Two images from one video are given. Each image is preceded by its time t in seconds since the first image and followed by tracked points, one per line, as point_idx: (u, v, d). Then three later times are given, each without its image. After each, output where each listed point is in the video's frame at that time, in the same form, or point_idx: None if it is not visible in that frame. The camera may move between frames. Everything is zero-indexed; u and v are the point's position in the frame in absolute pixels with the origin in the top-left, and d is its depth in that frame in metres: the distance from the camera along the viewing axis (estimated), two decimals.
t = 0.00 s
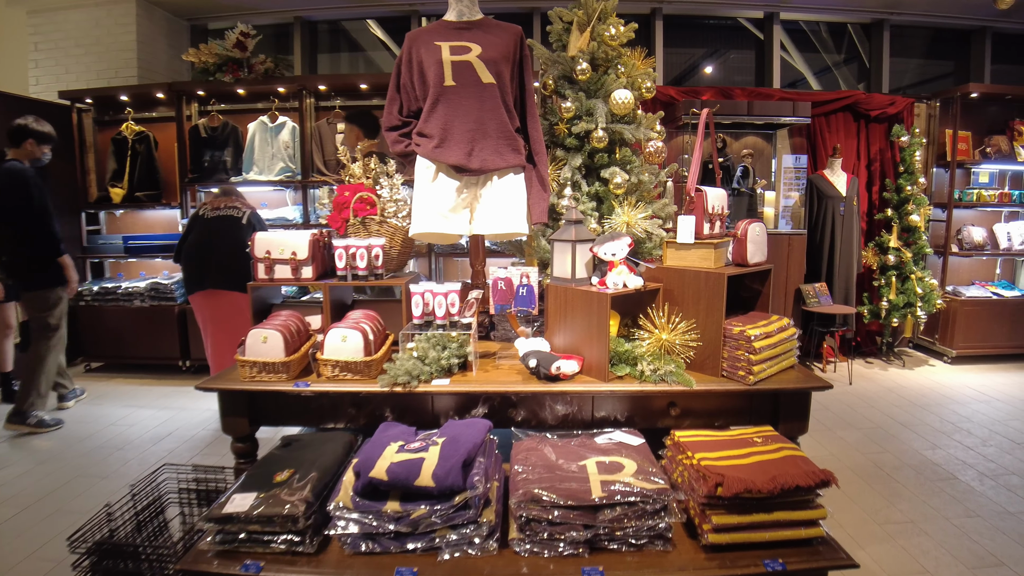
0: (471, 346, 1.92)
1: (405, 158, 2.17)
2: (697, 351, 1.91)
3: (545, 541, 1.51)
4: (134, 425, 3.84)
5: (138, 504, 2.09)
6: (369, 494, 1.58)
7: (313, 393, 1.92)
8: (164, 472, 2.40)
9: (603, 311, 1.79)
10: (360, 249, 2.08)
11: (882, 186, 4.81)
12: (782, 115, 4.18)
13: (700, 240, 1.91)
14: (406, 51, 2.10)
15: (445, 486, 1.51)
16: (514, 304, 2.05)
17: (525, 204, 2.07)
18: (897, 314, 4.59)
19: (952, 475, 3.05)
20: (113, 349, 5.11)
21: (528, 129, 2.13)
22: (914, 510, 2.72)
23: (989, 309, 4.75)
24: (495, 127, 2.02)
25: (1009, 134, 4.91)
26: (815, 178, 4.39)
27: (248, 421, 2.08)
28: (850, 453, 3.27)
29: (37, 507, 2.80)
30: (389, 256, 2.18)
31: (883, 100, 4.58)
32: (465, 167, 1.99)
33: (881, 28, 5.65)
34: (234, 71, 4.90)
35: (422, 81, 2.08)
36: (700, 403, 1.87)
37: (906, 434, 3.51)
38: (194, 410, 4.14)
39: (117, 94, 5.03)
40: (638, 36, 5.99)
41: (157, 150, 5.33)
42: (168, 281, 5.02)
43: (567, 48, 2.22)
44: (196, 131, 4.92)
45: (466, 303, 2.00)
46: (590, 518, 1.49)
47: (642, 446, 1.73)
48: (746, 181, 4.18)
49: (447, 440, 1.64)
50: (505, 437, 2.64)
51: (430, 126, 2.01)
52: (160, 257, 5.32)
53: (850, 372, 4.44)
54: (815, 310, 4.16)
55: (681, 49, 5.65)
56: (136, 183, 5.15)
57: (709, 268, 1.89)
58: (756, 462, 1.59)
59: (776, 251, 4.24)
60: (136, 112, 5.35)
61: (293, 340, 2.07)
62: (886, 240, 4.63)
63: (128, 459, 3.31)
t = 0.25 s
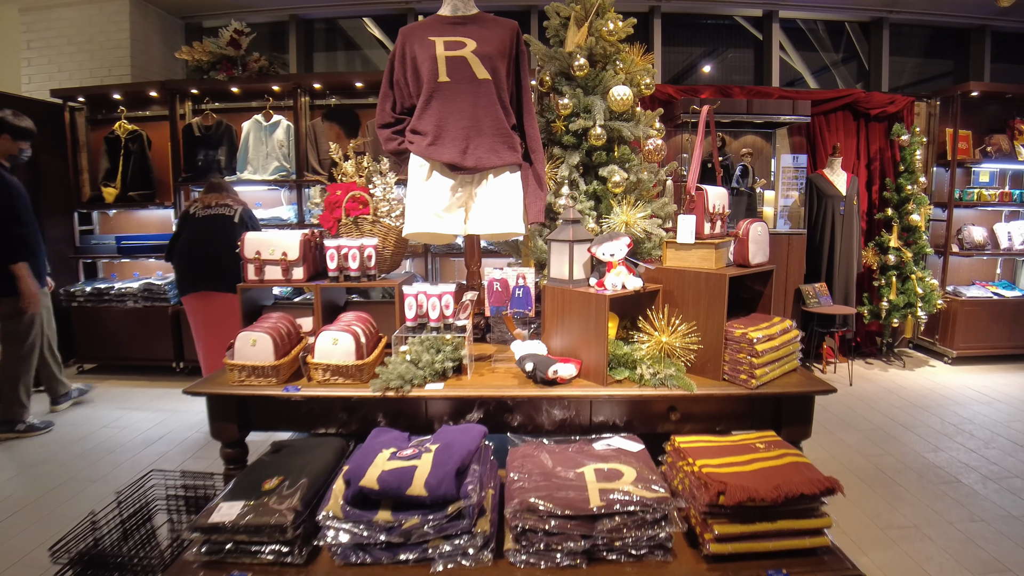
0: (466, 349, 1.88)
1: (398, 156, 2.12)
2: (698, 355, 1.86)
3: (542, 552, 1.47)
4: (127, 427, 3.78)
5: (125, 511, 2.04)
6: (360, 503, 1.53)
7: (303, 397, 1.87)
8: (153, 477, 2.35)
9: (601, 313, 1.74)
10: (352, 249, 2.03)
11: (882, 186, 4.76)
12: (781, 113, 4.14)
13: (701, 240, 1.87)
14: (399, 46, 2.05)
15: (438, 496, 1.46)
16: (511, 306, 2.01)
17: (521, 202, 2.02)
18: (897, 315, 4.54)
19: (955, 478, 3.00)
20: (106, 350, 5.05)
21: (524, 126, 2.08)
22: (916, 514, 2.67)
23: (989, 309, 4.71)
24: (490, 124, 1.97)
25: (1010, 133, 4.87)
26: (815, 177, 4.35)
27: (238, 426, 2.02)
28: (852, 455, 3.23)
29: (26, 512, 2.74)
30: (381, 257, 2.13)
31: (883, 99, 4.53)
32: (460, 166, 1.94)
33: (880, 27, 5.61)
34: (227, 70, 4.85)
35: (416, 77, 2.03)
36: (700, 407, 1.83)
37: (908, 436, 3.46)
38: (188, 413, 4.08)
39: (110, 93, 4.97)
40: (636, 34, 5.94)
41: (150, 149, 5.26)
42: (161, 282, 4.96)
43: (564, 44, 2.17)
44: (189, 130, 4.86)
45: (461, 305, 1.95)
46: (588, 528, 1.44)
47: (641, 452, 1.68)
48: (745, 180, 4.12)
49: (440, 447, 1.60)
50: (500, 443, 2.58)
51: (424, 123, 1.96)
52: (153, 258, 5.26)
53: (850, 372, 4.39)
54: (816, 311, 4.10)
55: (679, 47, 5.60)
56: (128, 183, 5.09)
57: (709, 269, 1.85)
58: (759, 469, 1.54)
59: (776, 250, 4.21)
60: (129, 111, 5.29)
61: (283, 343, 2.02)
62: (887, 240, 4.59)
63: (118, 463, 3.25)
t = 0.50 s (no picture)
0: (457, 356, 1.83)
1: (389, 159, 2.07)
2: (695, 362, 1.81)
3: (533, 567, 1.42)
4: (118, 432, 3.74)
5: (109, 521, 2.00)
6: (347, 516, 1.49)
7: (291, 406, 1.83)
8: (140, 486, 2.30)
9: (595, 320, 1.70)
10: (341, 253, 1.99)
11: (882, 186, 4.72)
12: (779, 114, 4.06)
13: (697, 245, 1.83)
14: (390, 47, 2.01)
15: (426, 509, 1.42)
16: (502, 312, 1.98)
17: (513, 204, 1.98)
18: (896, 317, 4.50)
19: (955, 484, 2.96)
20: (98, 353, 5.00)
21: (518, 128, 2.03)
22: (916, 521, 2.63)
23: (989, 311, 4.67)
24: (482, 126, 1.92)
25: (1010, 134, 4.83)
26: (813, 178, 4.30)
27: (225, 434, 1.98)
28: (851, 461, 3.19)
29: (12, 519, 2.69)
30: (372, 261, 2.10)
31: (882, 99, 4.48)
32: (451, 168, 1.90)
33: (879, 27, 5.58)
34: (221, 70, 4.81)
35: (407, 78, 1.99)
36: (697, 415, 1.78)
37: (907, 440, 3.42)
38: (181, 417, 4.04)
39: (102, 93, 4.92)
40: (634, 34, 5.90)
41: (143, 150, 5.21)
42: (155, 284, 4.92)
43: (559, 44, 2.12)
44: (183, 131, 4.81)
45: (452, 311, 1.92)
46: (580, 542, 1.40)
47: (636, 462, 1.64)
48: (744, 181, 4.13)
49: (429, 457, 1.56)
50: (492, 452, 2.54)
51: (415, 125, 1.92)
52: (147, 260, 5.22)
53: (849, 375, 4.34)
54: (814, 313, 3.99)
55: (677, 47, 5.56)
56: (121, 185, 5.04)
57: (706, 274, 1.81)
58: (756, 480, 1.50)
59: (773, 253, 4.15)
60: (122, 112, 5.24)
61: (270, 351, 1.99)
62: (886, 242, 4.55)
63: (109, 469, 3.20)
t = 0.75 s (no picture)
0: (446, 362, 1.79)
1: (377, 160, 2.04)
2: (688, 367, 1.78)
3: None
4: (108, 436, 3.69)
5: (92, 530, 1.96)
6: (330, 527, 1.46)
7: (276, 413, 1.80)
8: (125, 493, 2.26)
9: (586, 324, 1.67)
10: (328, 257, 1.95)
11: (879, 187, 4.66)
12: (776, 114, 4.02)
13: (690, 247, 1.78)
14: (377, 46, 1.97)
15: (411, 520, 1.39)
16: (493, 317, 1.98)
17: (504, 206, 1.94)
18: (894, 319, 4.46)
19: (953, 488, 2.93)
20: (90, 356, 4.95)
21: (508, 129, 2.00)
22: (914, 526, 2.60)
23: (987, 313, 4.64)
24: (471, 127, 1.89)
25: (1008, 134, 4.80)
26: (810, 179, 4.24)
27: (209, 441, 1.95)
28: (849, 465, 3.15)
29: None
30: (360, 264, 2.06)
31: (880, 100, 4.45)
32: (439, 170, 1.86)
33: (876, 27, 5.55)
34: (213, 70, 4.77)
35: (395, 78, 1.96)
36: (690, 421, 1.75)
37: (905, 444, 3.39)
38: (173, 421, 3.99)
39: (94, 94, 4.88)
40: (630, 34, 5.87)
41: (136, 151, 5.17)
42: (147, 286, 4.89)
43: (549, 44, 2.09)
44: (176, 132, 4.77)
45: (440, 316, 1.87)
46: (569, 554, 1.36)
47: (628, 470, 1.60)
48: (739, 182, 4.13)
49: (415, 466, 1.53)
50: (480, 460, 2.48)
51: (402, 126, 1.88)
52: (139, 262, 5.18)
53: (847, 379, 4.25)
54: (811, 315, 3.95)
55: (674, 48, 5.53)
56: (113, 186, 4.99)
57: (700, 277, 1.76)
58: (749, 489, 1.47)
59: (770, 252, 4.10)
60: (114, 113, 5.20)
61: (255, 356, 1.96)
62: (884, 243, 4.49)
63: (97, 474, 3.16)
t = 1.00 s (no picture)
0: (432, 365, 1.76)
1: (363, 160, 2.00)
2: (679, 370, 1.75)
3: None
4: (97, 440, 3.64)
5: (73, 536, 1.91)
6: (311, 534, 1.43)
7: (258, 417, 1.76)
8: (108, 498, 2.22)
9: (575, 327, 1.63)
10: (313, 258, 1.92)
11: (875, 187, 4.62)
12: (772, 114, 4.00)
13: (682, 248, 1.74)
14: (364, 44, 1.94)
15: (392, 528, 1.36)
16: (481, 319, 1.91)
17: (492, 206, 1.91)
18: (890, 319, 4.42)
19: (950, 491, 2.90)
20: (80, 358, 4.90)
21: (496, 128, 1.96)
22: (910, 530, 2.56)
23: (984, 313, 4.61)
24: (458, 125, 1.85)
25: (1004, 134, 4.76)
26: (805, 179, 4.19)
27: (193, 446, 1.91)
28: (845, 468, 3.12)
29: None
30: (347, 265, 2.04)
31: (875, 99, 4.38)
32: (426, 169, 1.82)
33: (872, 27, 5.53)
34: (204, 70, 4.72)
35: (381, 76, 1.92)
36: (682, 424, 1.71)
37: (902, 446, 3.36)
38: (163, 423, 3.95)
39: (85, 94, 4.83)
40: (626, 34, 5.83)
41: (126, 152, 5.13)
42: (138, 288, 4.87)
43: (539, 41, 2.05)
44: (166, 132, 4.72)
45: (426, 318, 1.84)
46: (556, 563, 1.32)
47: (617, 476, 1.57)
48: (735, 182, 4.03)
49: (399, 473, 1.50)
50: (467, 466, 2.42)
51: (388, 124, 1.85)
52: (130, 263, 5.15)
53: (842, 379, 4.23)
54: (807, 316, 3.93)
55: (670, 48, 5.50)
56: (104, 187, 4.95)
57: (691, 279, 1.72)
58: (740, 495, 1.43)
59: (765, 255, 4.06)
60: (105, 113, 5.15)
61: (239, 359, 1.93)
62: (879, 243, 4.45)
63: (85, 477, 3.11)
